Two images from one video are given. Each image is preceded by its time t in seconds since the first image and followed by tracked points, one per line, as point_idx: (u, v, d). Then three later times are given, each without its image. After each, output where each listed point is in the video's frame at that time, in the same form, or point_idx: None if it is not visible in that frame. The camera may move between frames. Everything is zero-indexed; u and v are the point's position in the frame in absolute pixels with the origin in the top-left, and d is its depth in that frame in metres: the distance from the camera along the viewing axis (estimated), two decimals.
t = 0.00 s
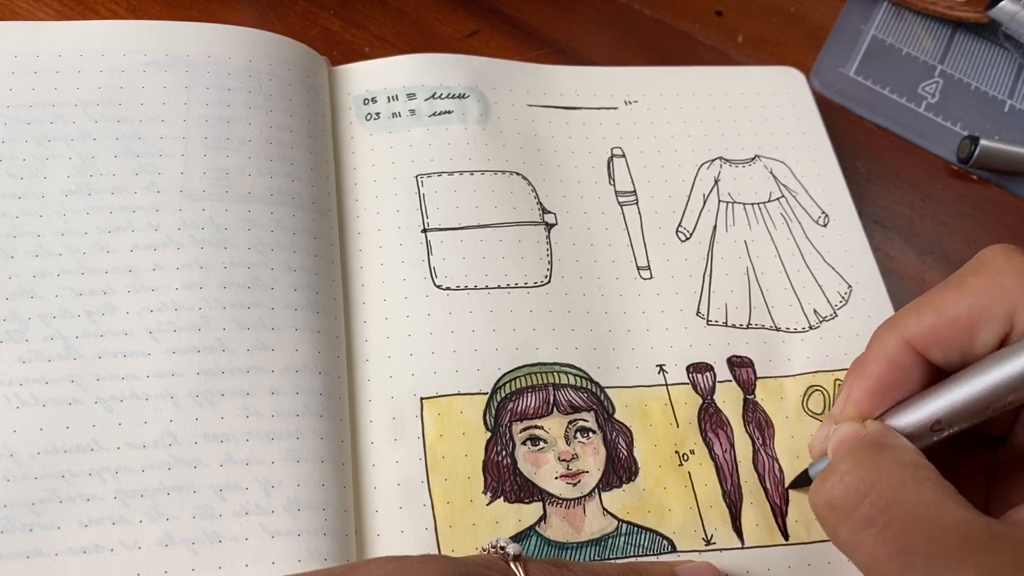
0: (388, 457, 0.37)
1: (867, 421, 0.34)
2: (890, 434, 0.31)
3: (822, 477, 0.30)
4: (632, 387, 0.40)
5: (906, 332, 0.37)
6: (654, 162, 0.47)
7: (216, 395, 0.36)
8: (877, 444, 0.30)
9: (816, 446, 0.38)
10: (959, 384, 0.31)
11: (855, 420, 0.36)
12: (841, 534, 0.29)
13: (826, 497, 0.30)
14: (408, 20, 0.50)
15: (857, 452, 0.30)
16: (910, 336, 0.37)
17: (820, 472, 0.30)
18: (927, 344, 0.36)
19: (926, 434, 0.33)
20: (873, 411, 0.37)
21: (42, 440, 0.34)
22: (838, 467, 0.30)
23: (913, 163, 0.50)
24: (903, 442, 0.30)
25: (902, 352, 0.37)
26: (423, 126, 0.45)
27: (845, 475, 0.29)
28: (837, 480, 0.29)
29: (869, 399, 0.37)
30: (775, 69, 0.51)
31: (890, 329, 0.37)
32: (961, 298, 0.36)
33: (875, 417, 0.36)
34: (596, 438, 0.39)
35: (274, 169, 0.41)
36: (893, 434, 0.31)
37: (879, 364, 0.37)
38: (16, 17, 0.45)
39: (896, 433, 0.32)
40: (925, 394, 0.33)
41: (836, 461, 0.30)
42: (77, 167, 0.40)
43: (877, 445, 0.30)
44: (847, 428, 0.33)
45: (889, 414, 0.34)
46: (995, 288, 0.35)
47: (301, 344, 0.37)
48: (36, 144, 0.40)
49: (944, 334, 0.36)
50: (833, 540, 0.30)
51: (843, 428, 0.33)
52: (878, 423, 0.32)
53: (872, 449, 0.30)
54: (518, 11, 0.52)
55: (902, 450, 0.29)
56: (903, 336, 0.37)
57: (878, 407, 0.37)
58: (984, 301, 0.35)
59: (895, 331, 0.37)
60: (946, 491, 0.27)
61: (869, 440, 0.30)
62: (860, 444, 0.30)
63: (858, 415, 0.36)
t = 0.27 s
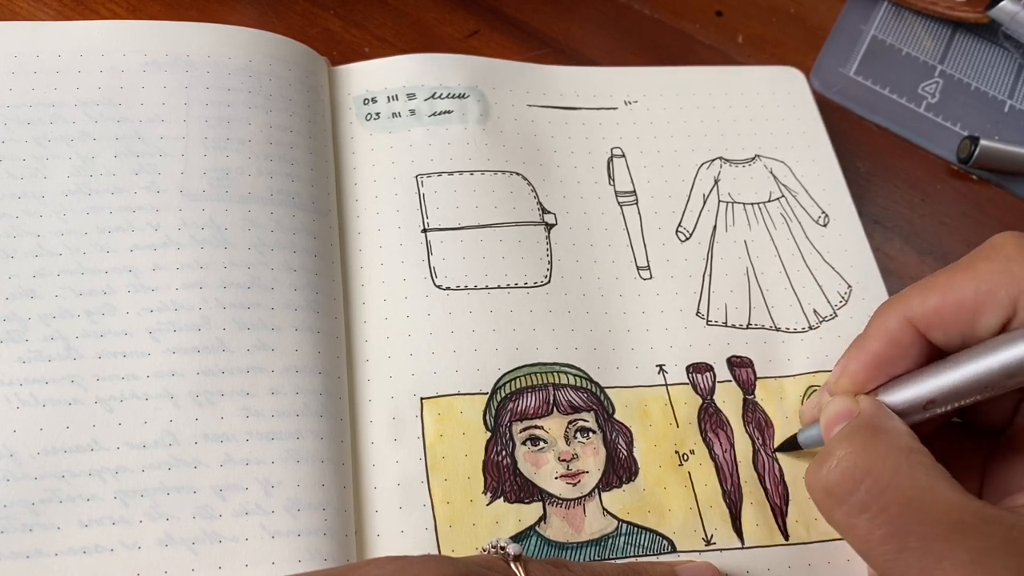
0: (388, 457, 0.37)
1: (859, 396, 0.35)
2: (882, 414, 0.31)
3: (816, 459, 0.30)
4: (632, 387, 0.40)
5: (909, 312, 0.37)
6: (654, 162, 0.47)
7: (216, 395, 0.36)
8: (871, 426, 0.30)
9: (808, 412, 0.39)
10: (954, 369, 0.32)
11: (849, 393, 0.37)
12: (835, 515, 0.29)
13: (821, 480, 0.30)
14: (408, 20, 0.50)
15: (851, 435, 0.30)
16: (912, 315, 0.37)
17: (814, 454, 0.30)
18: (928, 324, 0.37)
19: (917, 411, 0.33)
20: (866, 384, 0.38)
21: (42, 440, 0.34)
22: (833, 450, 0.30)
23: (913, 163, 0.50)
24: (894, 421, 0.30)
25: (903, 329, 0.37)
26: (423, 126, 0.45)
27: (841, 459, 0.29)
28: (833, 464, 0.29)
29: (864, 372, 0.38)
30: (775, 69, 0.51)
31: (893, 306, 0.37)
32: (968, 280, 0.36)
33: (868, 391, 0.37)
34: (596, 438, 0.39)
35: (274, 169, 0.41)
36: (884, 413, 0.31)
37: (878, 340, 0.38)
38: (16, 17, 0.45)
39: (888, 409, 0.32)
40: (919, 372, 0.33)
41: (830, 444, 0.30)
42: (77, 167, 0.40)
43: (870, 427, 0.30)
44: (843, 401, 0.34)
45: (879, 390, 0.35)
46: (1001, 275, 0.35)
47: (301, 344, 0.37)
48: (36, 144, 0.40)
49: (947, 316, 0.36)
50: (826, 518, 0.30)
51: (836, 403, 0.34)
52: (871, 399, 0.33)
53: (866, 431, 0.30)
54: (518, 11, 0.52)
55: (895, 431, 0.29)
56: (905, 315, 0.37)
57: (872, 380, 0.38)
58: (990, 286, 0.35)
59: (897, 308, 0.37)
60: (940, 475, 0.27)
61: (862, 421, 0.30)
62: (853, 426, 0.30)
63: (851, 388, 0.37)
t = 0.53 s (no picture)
0: (388, 457, 0.37)
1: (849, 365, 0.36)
2: (876, 390, 0.32)
3: (815, 442, 0.31)
4: (632, 387, 0.40)
5: (913, 286, 0.37)
6: (654, 162, 0.47)
7: (216, 395, 0.36)
8: (866, 406, 0.31)
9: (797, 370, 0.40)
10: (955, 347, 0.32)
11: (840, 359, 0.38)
12: (835, 495, 0.31)
13: (820, 463, 0.31)
14: (408, 20, 0.50)
15: (848, 417, 0.30)
16: (916, 290, 0.37)
17: (813, 436, 0.31)
18: (930, 300, 0.37)
19: (905, 382, 0.34)
20: (859, 352, 0.39)
21: (42, 440, 0.34)
22: (830, 432, 0.31)
23: (913, 163, 0.50)
24: (889, 400, 0.31)
25: (905, 303, 0.38)
26: (423, 126, 0.45)
27: (838, 442, 0.30)
28: (831, 447, 0.30)
29: (859, 340, 0.39)
30: (775, 69, 0.51)
31: (899, 279, 0.38)
32: (974, 261, 0.36)
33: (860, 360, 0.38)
34: (596, 438, 0.39)
35: (274, 169, 0.41)
36: (879, 389, 0.32)
37: (879, 312, 0.38)
38: (16, 16, 0.45)
39: (878, 382, 0.33)
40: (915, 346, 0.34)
41: (827, 426, 0.31)
42: (77, 167, 0.40)
43: (865, 407, 0.31)
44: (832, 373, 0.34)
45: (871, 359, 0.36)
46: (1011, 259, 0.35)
47: (301, 344, 0.37)
48: (36, 144, 0.40)
49: (949, 294, 0.37)
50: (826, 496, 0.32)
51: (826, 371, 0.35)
52: (862, 372, 0.34)
53: (862, 413, 0.30)
54: (518, 11, 0.52)
55: (889, 412, 0.30)
56: (909, 290, 0.37)
57: (865, 348, 0.39)
58: (995, 269, 0.35)
59: (903, 282, 0.38)
60: (934, 455, 0.28)
61: (857, 401, 0.31)
62: (848, 406, 0.31)
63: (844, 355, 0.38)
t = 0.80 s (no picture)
0: (388, 457, 0.37)
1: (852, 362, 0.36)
2: (881, 387, 0.32)
3: (820, 441, 0.32)
4: (632, 387, 0.40)
5: (919, 284, 0.37)
6: (654, 162, 0.47)
7: (216, 395, 0.36)
8: (870, 407, 0.31)
9: (800, 366, 0.40)
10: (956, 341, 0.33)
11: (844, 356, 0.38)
12: (839, 494, 0.31)
13: (825, 462, 0.31)
14: (408, 20, 0.50)
15: (852, 416, 0.31)
16: (922, 288, 0.37)
17: (818, 436, 0.32)
18: (936, 298, 0.37)
19: (908, 379, 0.34)
20: (863, 349, 0.38)
21: (42, 440, 0.34)
22: (835, 431, 0.31)
23: (913, 163, 0.50)
24: (893, 401, 0.32)
25: (910, 300, 0.38)
26: (423, 126, 0.45)
27: (842, 440, 0.31)
28: (835, 446, 0.31)
29: (864, 338, 0.39)
30: (775, 69, 0.51)
31: (904, 276, 0.38)
32: (980, 259, 0.36)
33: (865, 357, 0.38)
34: (596, 438, 0.39)
35: (274, 169, 0.41)
36: (884, 389, 0.32)
37: (884, 308, 0.38)
38: (16, 16, 0.45)
39: (881, 379, 0.33)
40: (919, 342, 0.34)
41: (831, 425, 0.31)
42: (77, 167, 0.40)
43: (869, 407, 0.31)
44: (833, 369, 0.35)
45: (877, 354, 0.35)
46: (1018, 258, 0.35)
47: (301, 344, 0.37)
48: (36, 144, 0.40)
49: (955, 292, 0.37)
50: (831, 496, 0.32)
51: (830, 369, 0.35)
52: (864, 368, 0.34)
53: (866, 412, 0.31)
54: (518, 11, 0.52)
55: (893, 412, 0.31)
56: (914, 287, 0.37)
57: (869, 346, 0.39)
58: (1001, 268, 0.35)
59: (908, 279, 0.38)
60: (938, 454, 0.28)
61: (861, 401, 0.32)
62: (852, 406, 0.32)
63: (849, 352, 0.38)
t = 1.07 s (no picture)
0: (388, 457, 0.37)
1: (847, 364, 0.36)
2: (873, 388, 0.32)
3: (811, 442, 0.31)
4: (632, 387, 0.40)
5: (911, 286, 0.37)
6: (655, 162, 0.47)
7: (216, 395, 0.36)
8: (863, 407, 0.31)
9: (795, 369, 0.40)
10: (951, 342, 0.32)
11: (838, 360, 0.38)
12: (831, 495, 0.31)
13: (816, 462, 0.31)
14: (408, 20, 0.50)
15: (845, 417, 0.31)
16: (915, 290, 0.37)
17: (810, 436, 0.32)
18: (929, 301, 0.37)
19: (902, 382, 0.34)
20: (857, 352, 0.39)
21: (42, 440, 0.34)
22: (827, 432, 0.31)
23: (912, 163, 0.50)
24: (887, 401, 0.31)
25: (903, 303, 0.38)
26: (423, 126, 0.45)
27: (834, 441, 0.30)
28: (826, 446, 0.30)
29: (857, 340, 0.39)
30: (775, 69, 0.51)
31: (898, 278, 0.38)
32: (971, 261, 0.36)
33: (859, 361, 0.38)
34: (596, 438, 0.39)
35: (274, 169, 0.41)
36: (877, 389, 0.32)
37: (877, 311, 0.38)
38: (16, 16, 0.45)
39: (876, 382, 0.33)
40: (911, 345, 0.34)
41: (824, 426, 0.31)
42: (77, 167, 0.40)
43: (861, 407, 0.31)
44: (829, 372, 0.35)
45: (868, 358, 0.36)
46: (1009, 259, 0.35)
47: (301, 345, 0.37)
48: (36, 144, 0.40)
49: (947, 294, 0.37)
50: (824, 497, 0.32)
51: (823, 371, 0.35)
52: (858, 370, 0.34)
53: (859, 413, 0.31)
54: (518, 10, 0.52)
55: (886, 413, 0.30)
56: (907, 289, 0.37)
57: (862, 348, 0.39)
58: (992, 270, 0.35)
59: (901, 281, 0.38)
60: (930, 454, 0.28)
61: (854, 401, 0.31)
62: (845, 407, 0.32)
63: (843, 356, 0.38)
